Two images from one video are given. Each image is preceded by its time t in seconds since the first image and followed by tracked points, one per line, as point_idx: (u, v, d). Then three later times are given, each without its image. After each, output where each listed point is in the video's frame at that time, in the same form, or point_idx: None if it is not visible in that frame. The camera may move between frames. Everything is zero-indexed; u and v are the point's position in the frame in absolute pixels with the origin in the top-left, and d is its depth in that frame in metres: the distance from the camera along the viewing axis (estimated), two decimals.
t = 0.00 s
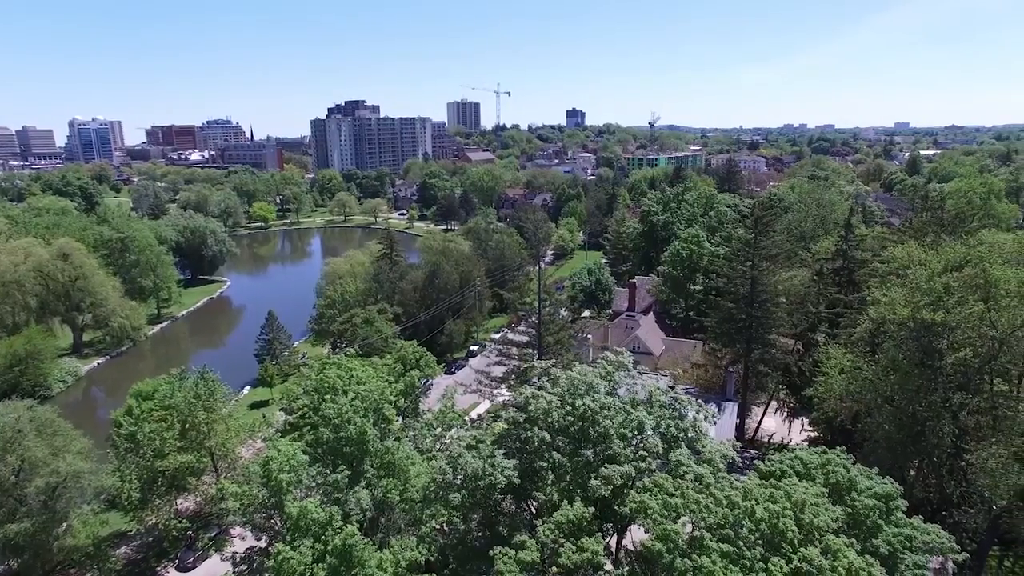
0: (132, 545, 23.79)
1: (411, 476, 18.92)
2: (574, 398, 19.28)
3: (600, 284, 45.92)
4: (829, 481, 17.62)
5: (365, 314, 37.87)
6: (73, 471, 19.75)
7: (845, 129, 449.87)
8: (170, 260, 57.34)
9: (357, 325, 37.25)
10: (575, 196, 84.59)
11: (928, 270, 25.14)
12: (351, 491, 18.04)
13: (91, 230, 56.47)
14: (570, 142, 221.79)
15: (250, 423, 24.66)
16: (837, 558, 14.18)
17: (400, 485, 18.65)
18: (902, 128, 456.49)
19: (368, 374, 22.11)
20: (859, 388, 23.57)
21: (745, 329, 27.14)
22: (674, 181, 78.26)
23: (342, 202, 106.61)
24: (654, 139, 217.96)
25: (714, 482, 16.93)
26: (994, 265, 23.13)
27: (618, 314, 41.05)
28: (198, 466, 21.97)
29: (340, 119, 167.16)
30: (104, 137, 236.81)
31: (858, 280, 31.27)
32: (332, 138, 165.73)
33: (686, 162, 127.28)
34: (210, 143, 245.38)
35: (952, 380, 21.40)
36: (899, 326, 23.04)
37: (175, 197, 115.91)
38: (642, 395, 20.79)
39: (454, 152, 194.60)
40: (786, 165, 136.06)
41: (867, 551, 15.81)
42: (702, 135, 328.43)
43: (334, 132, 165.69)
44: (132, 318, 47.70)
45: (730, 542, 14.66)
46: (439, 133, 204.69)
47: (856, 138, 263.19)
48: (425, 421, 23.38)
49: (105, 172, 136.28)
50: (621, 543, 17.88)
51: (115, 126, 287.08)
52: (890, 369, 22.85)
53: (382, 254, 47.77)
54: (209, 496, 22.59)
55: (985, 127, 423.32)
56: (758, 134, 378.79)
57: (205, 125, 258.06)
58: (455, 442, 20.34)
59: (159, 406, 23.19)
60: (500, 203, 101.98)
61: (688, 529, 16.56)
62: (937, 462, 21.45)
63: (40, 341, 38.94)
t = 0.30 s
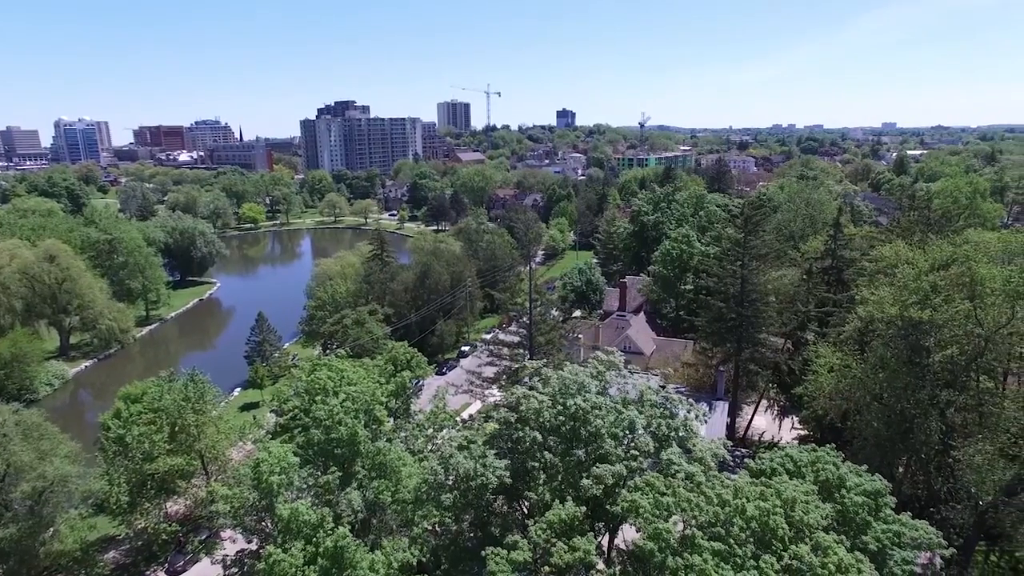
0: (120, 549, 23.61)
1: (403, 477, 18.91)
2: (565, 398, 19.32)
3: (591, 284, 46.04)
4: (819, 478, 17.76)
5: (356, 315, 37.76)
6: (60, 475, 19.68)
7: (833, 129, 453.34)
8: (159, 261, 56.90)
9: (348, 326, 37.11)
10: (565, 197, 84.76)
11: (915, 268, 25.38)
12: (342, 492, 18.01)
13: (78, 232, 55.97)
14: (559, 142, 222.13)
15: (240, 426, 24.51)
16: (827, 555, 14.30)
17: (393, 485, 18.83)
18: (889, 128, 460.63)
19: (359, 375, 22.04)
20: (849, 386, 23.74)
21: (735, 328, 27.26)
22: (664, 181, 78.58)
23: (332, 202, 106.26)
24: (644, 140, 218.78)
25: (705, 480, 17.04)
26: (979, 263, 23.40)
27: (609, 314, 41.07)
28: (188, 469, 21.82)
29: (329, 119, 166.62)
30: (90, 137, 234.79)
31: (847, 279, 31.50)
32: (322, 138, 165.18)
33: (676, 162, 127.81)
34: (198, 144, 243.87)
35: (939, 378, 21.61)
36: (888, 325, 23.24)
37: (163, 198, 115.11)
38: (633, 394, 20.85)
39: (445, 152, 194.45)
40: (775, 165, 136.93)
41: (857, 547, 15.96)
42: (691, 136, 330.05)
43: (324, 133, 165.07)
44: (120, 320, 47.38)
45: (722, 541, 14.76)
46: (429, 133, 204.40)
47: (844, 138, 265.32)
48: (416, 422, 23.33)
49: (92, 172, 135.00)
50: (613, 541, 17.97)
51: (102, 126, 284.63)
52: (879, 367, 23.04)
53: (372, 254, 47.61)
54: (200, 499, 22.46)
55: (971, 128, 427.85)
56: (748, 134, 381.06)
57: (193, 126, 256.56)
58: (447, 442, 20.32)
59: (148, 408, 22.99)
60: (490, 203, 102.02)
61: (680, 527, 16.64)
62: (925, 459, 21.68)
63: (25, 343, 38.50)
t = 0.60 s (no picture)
0: (105, 555, 23.37)
1: (392, 478, 18.89)
2: (554, 398, 19.38)
3: (579, 284, 46.15)
4: (806, 475, 17.92)
5: (344, 316, 37.64)
6: (43, 480, 19.21)
7: (818, 129, 457.29)
8: (144, 264, 56.34)
9: (336, 327, 36.97)
10: (553, 197, 84.90)
11: (900, 267, 25.68)
12: (331, 494, 17.95)
13: (61, 234, 55.36)
14: (547, 143, 222.51)
15: (228, 428, 24.36)
16: (814, 550, 14.44)
17: (382, 487, 18.61)
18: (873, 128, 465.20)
19: (347, 377, 21.97)
20: (836, 384, 23.98)
21: (723, 327, 27.43)
22: (651, 182, 78.92)
23: (319, 204, 105.77)
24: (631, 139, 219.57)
25: (694, 478, 17.14)
26: (962, 262, 23.70)
27: (597, 314, 41.21)
28: (175, 473, 21.69)
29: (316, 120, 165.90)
30: (73, 138, 232.22)
31: (833, 278, 31.82)
32: (309, 139, 164.43)
33: (664, 162, 128.34)
34: (183, 144, 242.00)
35: (924, 374, 21.84)
36: (873, 323, 23.48)
37: (148, 199, 114.13)
38: (622, 393, 20.91)
39: (433, 153, 194.08)
40: (762, 165, 137.86)
41: (844, 543, 16.13)
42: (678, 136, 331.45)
43: (312, 133, 164.28)
44: (105, 323, 46.67)
45: (710, 538, 14.87)
46: (417, 134, 203.94)
47: (828, 138, 267.60)
48: (405, 423, 23.29)
49: (75, 173, 133.59)
50: (603, 540, 18.04)
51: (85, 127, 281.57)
52: (864, 364, 23.29)
53: (360, 255, 47.43)
54: (187, 502, 22.33)
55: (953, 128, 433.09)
56: (734, 134, 383.52)
57: (179, 127, 254.51)
58: (436, 443, 20.30)
59: (134, 412, 22.76)
60: (479, 204, 101.99)
61: (669, 525, 16.72)
62: (910, 455, 21.97)
63: (8, 347, 38.01)
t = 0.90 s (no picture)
0: (84, 563, 22.95)
1: (377, 479, 18.80)
2: (539, 397, 19.43)
3: (563, 284, 46.30)
4: (789, 471, 18.17)
5: (327, 318, 37.43)
6: (19, 488, 19.47)
7: (799, 129, 462.49)
8: (123, 266, 55.55)
9: (320, 329, 36.73)
10: (537, 197, 85.07)
11: (879, 264, 26.10)
12: (315, 497, 17.82)
13: (37, 237, 54.49)
14: (530, 143, 222.87)
15: (210, 432, 24.10)
16: (797, 545, 14.67)
17: (367, 489, 18.73)
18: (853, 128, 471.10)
19: (332, 379, 21.84)
20: (818, 380, 24.30)
21: (706, 325, 27.64)
22: (634, 181, 79.34)
23: (302, 205, 105.05)
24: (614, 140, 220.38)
25: (678, 476, 17.28)
26: (939, 259, 24.11)
27: (581, 314, 41.35)
28: (157, 478, 21.53)
29: (299, 120, 164.68)
30: (49, 139, 228.16)
31: (814, 276, 32.22)
32: (291, 140, 163.27)
33: (647, 162, 129.09)
34: (163, 146, 238.89)
35: (903, 370, 22.18)
36: (854, 320, 23.80)
37: (128, 202, 112.54)
38: (606, 392, 21.02)
39: (416, 154, 193.62)
40: (744, 165, 139.10)
41: (826, 537, 16.39)
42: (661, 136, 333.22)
43: (294, 134, 163.07)
44: (83, 327, 46.22)
45: (695, 534, 15.04)
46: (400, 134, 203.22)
47: (809, 138, 270.49)
48: (390, 425, 23.21)
49: (51, 175, 131.20)
50: (588, 539, 18.16)
51: (61, 128, 276.81)
52: (845, 361, 23.64)
53: (343, 257, 47.16)
54: (169, 508, 22.04)
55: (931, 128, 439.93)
56: (717, 134, 386.15)
57: (158, 128, 251.19)
58: (421, 444, 20.26)
59: (114, 417, 22.41)
60: (463, 204, 101.93)
61: (654, 523, 16.85)
62: (890, 450, 22.35)
63: None
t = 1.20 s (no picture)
0: None
1: (356, 482, 18.69)
2: (517, 397, 19.51)
3: (541, 283, 46.45)
4: (765, 466, 18.46)
5: (304, 321, 37.10)
6: None
7: (773, 129, 468.83)
8: (93, 271, 54.52)
9: (296, 332, 36.43)
10: (514, 197, 85.18)
11: (850, 261, 26.64)
12: (293, 501, 17.67)
13: (2, 242, 53.29)
14: (508, 144, 222.96)
15: (184, 438, 23.79)
16: (773, 538, 14.96)
17: (346, 492, 18.58)
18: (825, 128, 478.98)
19: (309, 382, 21.74)
20: (792, 376, 24.70)
21: (683, 323, 27.94)
22: (610, 182, 79.84)
23: (277, 207, 103.92)
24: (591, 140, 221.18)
25: (656, 472, 17.48)
26: (908, 255, 24.66)
27: (559, 314, 41.55)
28: (129, 486, 21.14)
29: (273, 122, 162.82)
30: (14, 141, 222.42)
31: (788, 273, 32.74)
32: (265, 142, 161.43)
33: (624, 162, 129.93)
34: (133, 148, 234.33)
35: (875, 365, 22.64)
36: (827, 316, 24.22)
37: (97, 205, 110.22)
38: (584, 391, 21.17)
39: (393, 155, 192.67)
40: (718, 164, 140.66)
41: (801, 529, 16.72)
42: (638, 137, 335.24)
43: (268, 136, 160.65)
44: (50, 333, 45.15)
45: (673, 530, 15.24)
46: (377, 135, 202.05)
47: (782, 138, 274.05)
48: (369, 427, 23.09)
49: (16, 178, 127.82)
50: (568, 537, 18.28)
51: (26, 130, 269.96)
52: (819, 356, 24.08)
53: (320, 259, 46.78)
54: (142, 517, 21.71)
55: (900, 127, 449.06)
56: (693, 134, 389.68)
57: (128, 129, 246.34)
58: (400, 446, 20.21)
59: (84, 425, 22.02)
60: (440, 205, 101.69)
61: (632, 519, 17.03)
62: (862, 443, 22.82)
63: None
